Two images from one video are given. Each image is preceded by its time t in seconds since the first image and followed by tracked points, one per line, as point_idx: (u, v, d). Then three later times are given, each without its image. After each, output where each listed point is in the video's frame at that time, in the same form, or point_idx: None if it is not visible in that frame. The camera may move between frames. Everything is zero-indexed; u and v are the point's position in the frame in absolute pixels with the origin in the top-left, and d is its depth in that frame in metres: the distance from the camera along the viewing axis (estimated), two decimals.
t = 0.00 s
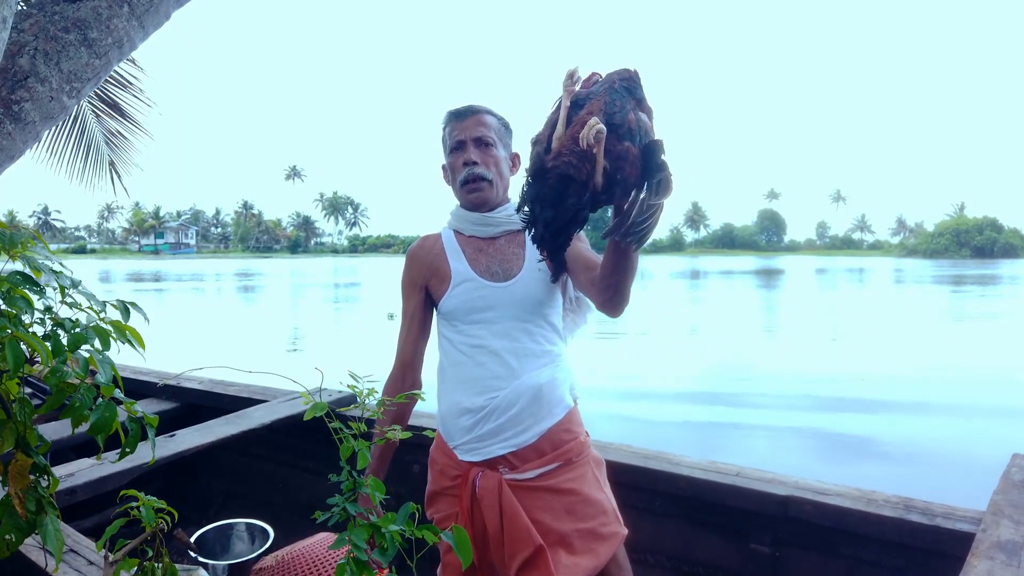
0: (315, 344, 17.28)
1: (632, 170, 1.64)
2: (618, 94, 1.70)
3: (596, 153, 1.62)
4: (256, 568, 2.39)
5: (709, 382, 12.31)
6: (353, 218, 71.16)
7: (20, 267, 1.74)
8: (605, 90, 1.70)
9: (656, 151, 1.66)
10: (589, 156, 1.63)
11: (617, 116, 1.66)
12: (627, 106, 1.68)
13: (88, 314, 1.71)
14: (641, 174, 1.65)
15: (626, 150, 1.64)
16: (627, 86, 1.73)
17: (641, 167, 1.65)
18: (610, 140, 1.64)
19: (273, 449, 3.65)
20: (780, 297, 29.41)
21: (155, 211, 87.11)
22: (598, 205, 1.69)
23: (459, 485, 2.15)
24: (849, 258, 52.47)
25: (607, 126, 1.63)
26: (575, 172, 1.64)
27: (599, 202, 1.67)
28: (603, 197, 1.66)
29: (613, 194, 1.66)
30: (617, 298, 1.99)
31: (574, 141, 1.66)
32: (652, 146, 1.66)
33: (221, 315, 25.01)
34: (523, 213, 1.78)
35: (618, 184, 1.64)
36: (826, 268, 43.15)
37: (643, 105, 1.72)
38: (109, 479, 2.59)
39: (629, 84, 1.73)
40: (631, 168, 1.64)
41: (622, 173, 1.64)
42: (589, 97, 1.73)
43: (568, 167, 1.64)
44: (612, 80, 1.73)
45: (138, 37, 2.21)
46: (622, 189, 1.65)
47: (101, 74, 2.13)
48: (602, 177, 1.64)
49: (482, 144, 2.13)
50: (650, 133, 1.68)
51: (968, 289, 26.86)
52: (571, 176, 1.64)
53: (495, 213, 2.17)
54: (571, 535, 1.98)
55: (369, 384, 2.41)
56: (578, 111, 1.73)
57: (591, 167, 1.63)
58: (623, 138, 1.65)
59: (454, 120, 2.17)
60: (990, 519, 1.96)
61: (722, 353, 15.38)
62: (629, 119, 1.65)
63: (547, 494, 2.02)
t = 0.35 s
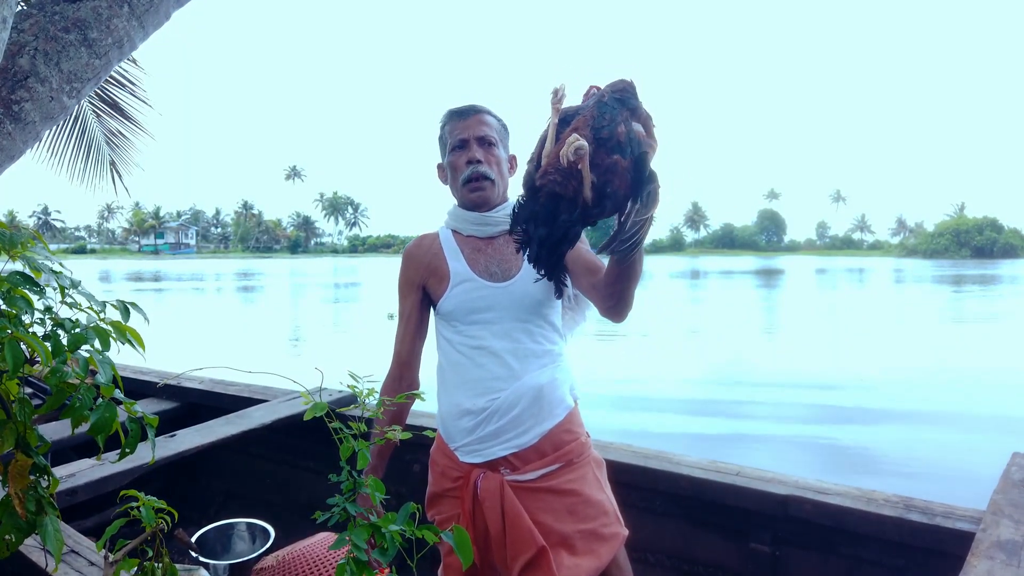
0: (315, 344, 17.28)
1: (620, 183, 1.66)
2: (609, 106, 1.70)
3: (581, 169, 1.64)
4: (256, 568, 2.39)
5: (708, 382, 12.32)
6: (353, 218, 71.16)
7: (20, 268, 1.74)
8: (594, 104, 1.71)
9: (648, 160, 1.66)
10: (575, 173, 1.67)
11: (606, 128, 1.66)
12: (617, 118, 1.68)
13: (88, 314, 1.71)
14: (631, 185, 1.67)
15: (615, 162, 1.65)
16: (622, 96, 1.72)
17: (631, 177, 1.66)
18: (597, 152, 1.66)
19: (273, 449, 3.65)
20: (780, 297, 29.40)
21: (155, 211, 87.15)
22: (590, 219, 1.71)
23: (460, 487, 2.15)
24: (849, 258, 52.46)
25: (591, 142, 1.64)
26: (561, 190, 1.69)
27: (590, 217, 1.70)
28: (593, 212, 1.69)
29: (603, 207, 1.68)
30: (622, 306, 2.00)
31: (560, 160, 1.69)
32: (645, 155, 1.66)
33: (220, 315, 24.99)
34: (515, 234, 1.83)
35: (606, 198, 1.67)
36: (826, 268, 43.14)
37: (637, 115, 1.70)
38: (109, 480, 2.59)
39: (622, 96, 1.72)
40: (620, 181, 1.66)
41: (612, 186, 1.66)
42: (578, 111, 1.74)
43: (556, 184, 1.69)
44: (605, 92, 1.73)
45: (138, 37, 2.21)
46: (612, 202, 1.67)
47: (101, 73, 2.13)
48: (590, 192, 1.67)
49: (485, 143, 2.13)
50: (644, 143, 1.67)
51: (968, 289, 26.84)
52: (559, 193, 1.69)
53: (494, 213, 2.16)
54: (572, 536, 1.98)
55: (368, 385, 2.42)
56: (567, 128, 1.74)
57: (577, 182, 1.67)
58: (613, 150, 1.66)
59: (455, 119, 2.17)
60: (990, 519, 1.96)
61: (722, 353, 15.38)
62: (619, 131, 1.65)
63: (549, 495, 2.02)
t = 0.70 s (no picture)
0: (315, 344, 17.27)
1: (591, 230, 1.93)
2: (581, 150, 1.87)
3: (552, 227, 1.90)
4: (257, 567, 2.39)
5: (708, 383, 12.30)
6: (353, 218, 71.08)
7: (21, 268, 1.74)
8: (566, 148, 1.88)
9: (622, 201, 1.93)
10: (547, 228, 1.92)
11: (574, 180, 1.87)
12: (588, 162, 1.87)
13: (88, 314, 1.71)
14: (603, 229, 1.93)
15: (585, 213, 1.90)
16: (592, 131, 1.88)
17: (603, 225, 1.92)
18: (567, 204, 1.89)
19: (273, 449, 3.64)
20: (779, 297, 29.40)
21: (155, 211, 87.12)
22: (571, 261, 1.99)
23: (461, 487, 2.15)
24: (849, 258, 52.45)
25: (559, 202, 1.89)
26: (536, 246, 1.96)
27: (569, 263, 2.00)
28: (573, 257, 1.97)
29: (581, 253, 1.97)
30: (625, 315, 2.11)
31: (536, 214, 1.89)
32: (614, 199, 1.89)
33: (221, 315, 24.98)
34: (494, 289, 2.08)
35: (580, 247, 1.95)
36: (826, 268, 43.13)
37: (608, 151, 1.88)
38: (109, 479, 2.58)
39: (595, 138, 1.88)
40: (590, 230, 1.93)
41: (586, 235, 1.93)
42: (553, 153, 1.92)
43: (532, 242, 1.96)
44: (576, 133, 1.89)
45: (139, 37, 2.21)
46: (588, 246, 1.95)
47: (101, 74, 2.13)
48: (563, 244, 1.94)
49: (484, 144, 2.13)
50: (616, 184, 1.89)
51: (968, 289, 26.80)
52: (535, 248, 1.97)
53: (495, 213, 2.17)
54: (574, 535, 1.98)
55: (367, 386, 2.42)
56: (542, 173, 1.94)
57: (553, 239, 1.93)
58: (585, 200, 1.90)
59: (454, 118, 2.17)
60: (990, 519, 1.96)
61: (722, 353, 15.36)
62: (589, 180, 1.88)
63: (551, 494, 2.03)
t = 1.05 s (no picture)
0: (315, 344, 17.28)
1: (563, 273, 1.87)
2: (543, 198, 1.82)
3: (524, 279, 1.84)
4: (258, 567, 2.39)
5: (708, 383, 12.31)
6: (353, 218, 71.06)
7: (20, 267, 1.74)
8: (528, 198, 1.84)
9: (595, 238, 1.89)
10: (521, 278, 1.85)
11: (540, 227, 1.83)
12: (551, 208, 1.82)
13: (87, 314, 1.71)
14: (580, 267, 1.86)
15: (554, 257, 1.85)
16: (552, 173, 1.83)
17: (571, 267, 1.86)
18: (537, 252, 1.84)
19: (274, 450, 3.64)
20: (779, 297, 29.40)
21: (155, 211, 87.09)
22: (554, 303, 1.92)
23: (463, 486, 2.13)
24: (848, 258, 52.44)
25: (525, 252, 1.84)
26: (513, 299, 1.88)
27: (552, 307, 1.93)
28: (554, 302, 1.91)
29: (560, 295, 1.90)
30: (620, 328, 2.14)
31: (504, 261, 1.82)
32: (583, 239, 1.85)
33: (221, 315, 25.00)
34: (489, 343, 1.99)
35: (557, 289, 1.88)
36: (825, 268, 43.11)
37: (571, 192, 1.82)
38: (110, 480, 2.58)
39: (554, 183, 1.82)
40: (562, 273, 1.87)
41: (564, 276, 1.87)
42: (517, 204, 1.87)
43: (508, 297, 1.88)
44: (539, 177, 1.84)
45: (138, 37, 2.21)
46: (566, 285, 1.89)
47: (101, 74, 2.13)
48: (539, 292, 1.87)
49: (478, 149, 2.10)
50: (584, 223, 1.83)
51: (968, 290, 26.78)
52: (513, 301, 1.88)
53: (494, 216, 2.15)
54: (575, 534, 1.99)
55: (365, 384, 2.40)
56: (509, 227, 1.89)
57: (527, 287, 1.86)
58: (553, 246, 1.84)
59: (446, 122, 2.14)
60: (991, 521, 1.96)
61: (721, 353, 15.36)
62: (553, 226, 1.82)
63: (552, 493, 2.03)
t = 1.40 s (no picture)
0: (315, 344, 17.28)
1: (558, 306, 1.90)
2: (539, 234, 1.86)
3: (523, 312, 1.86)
4: (259, 568, 2.39)
5: (708, 383, 12.30)
6: (353, 218, 71.05)
7: (20, 268, 1.74)
8: (525, 234, 1.87)
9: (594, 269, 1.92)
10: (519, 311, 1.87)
11: (539, 262, 1.86)
12: (548, 243, 1.86)
13: (88, 314, 1.71)
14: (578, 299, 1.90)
15: (551, 292, 1.88)
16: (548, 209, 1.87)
17: (567, 302, 1.90)
18: (535, 287, 1.87)
19: (274, 451, 3.64)
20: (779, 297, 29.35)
21: (155, 212, 87.07)
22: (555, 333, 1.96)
23: (470, 487, 2.13)
24: (849, 258, 52.40)
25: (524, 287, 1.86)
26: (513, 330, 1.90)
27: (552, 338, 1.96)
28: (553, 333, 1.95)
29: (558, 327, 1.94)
30: (622, 339, 2.17)
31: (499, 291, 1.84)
32: (580, 272, 1.89)
33: (221, 315, 24.99)
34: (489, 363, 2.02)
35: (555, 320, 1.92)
36: (826, 268, 43.07)
37: (569, 226, 1.86)
38: (112, 480, 2.58)
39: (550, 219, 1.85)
40: (558, 309, 1.90)
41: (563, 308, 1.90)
42: (514, 239, 1.91)
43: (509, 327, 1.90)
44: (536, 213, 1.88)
45: (139, 37, 2.21)
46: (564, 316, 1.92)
47: (101, 74, 2.13)
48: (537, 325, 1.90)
49: (482, 153, 2.11)
50: (582, 256, 1.87)
51: (968, 290, 26.73)
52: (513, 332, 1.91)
53: (497, 217, 2.15)
54: (581, 533, 2.01)
55: (365, 385, 2.40)
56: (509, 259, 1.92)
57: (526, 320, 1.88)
58: (551, 280, 1.87)
59: (450, 124, 2.12)
60: (991, 521, 1.96)
61: (721, 353, 15.34)
62: (550, 262, 1.86)
63: (557, 493, 2.04)
